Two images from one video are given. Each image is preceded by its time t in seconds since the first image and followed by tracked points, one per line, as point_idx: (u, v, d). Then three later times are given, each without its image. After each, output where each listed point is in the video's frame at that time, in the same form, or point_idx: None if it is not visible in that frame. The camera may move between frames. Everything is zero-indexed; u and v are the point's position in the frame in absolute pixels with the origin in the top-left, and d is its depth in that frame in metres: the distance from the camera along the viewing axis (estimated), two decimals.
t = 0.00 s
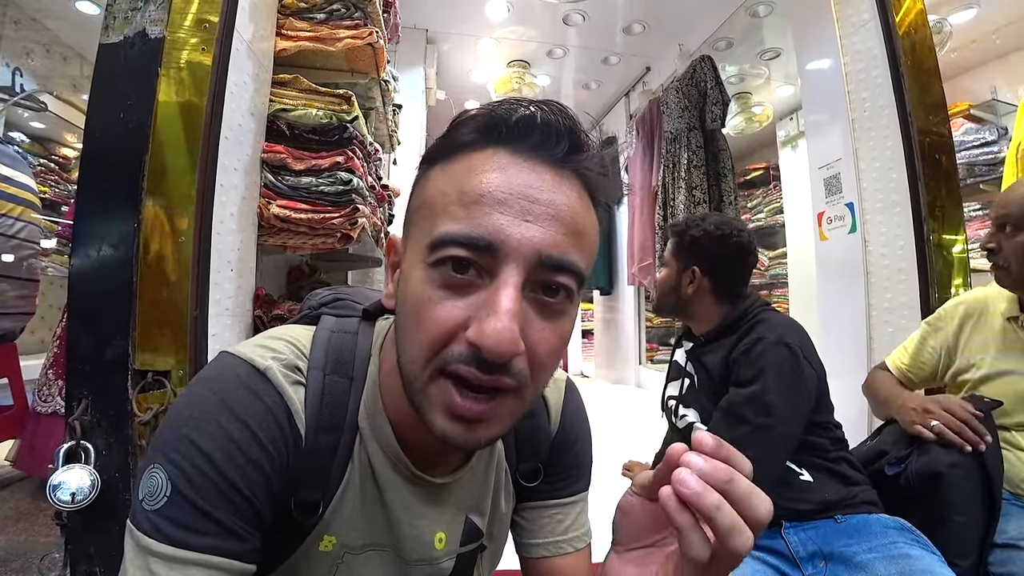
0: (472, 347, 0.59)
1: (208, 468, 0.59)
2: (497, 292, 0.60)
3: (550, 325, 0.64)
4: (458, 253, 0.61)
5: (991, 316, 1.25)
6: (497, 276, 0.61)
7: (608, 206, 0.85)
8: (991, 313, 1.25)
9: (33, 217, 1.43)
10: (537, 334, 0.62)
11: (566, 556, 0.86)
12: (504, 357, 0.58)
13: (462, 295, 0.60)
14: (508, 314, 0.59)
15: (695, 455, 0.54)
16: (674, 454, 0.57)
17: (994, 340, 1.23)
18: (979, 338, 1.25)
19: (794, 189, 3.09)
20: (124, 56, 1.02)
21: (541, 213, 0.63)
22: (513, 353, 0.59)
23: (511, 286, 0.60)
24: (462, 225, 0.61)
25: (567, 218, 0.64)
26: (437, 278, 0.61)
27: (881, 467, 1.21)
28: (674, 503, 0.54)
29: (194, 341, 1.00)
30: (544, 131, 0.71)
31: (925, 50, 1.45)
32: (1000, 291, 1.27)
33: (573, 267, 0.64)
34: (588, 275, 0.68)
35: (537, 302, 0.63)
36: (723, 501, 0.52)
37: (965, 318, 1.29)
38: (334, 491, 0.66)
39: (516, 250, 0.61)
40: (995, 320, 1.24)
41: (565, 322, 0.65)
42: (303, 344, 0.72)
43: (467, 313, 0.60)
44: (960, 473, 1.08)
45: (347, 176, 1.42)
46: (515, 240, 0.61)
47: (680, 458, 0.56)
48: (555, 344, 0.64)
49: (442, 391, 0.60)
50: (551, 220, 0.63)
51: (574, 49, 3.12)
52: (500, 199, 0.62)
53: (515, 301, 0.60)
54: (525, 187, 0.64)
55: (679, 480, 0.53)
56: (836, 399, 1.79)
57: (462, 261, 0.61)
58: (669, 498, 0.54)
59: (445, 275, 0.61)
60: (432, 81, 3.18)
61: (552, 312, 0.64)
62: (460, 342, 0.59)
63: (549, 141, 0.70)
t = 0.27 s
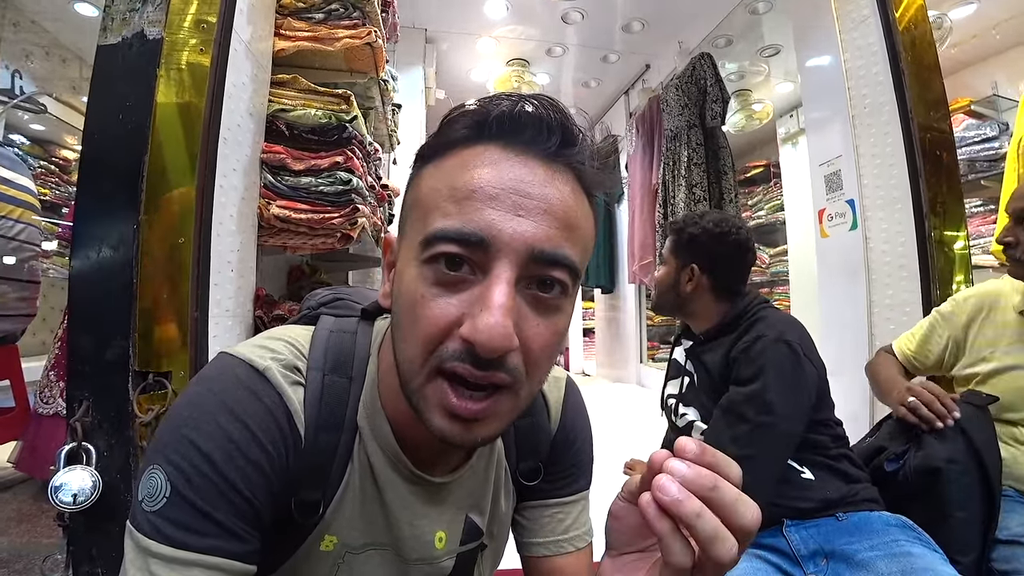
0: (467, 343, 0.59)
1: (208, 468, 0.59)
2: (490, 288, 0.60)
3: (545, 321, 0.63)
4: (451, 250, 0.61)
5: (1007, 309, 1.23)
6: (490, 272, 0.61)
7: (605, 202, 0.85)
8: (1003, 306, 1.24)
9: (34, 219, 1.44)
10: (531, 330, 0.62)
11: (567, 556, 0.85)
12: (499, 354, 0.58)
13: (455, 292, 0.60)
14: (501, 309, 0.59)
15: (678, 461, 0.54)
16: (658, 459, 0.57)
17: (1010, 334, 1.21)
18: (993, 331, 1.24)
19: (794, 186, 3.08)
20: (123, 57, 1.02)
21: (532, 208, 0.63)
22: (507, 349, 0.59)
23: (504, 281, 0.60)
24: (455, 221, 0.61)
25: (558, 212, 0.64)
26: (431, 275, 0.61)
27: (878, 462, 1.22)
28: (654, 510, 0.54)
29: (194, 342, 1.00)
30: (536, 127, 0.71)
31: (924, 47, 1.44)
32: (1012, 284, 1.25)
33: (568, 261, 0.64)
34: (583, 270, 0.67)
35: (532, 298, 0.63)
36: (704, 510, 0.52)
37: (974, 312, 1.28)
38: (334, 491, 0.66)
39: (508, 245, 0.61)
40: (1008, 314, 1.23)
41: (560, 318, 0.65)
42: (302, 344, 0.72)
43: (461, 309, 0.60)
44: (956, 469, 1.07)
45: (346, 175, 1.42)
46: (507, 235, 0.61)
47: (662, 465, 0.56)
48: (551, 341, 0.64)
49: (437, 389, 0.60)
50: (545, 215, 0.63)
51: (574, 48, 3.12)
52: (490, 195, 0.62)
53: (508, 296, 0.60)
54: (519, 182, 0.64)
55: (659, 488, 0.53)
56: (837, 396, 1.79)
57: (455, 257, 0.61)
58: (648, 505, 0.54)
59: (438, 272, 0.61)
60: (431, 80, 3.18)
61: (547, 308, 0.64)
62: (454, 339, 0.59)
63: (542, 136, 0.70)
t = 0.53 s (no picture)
0: (467, 344, 0.59)
1: (208, 468, 0.59)
2: (490, 287, 0.60)
3: (546, 321, 0.63)
4: (450, 249, 0.61)
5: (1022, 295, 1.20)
6: (490, 271, 0.60)
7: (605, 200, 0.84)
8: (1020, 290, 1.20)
9: (34, 218, 1.44)
10: (531, 329, 0.62)
11: (568, 555, 0.85)
12: (499, 353, 0.58)
13: (455, 292, 0.60)
14: (501, 309, 0.59)
15: (671, 464, 0.54)
16: (651, 462, 0.57)
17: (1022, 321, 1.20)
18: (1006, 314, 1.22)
19: (795, 184, 3.08)
20: (123, 56, 1.02)
21: (532, 207, 0.62)
22: (507, 348, 0.59)
23: (504, 280, 0.60)
24: (454, 221, 0.61)
25: (558, 212, 0.64)
26: (430, 275, 0.61)
27: (877, 459, 1.22)
28: (645, 512, 0.54)
29: (195, 341, 1.00)
30: (535, 125, 0.70)
31: (926, 44, 1.45)
32: None
33: (568, 260, 0.64)
34: (583, 269, 0.67)
35: (532, 297, 0.62)
36: (696, 514, 0.53)
37: (989, 288, 1.25)
38: (335, 490, 0.66)
39: (507, 244, 0.60)
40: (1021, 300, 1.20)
41: (560, 317, 0.65)
42: (302, 343, 0.72)
43: (461, 309, 0.60)
44: (956, 468, 1.08)
45: (347, 174, 1.42)
46: (506, 234, 0.60)
47: (655, 467, 0.56)
48: (551, 340, 0.64)
49: (437, 389, 0.60)
50: (546, 214, 0.63)
51: (574, 46, 3.11)
52: (490, 194, 0.62)
53: (508, 295, 0.60)
54: (516, 181, 0.63)
55: (652, 491, 0.53)
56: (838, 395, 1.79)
57: (455, 257, 0.61)
58: (638, 508, 0.54)
59: (437, 271, 0.61)
60: (432, 79, 3.18)
61: (547, 307, 0.63)
62: (454, 339, 0.59)
63: (541, 134, 0.70)
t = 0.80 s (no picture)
0: (484, 345, 0.59)
1: (210, 467, 0.59)
2: (505, 288, 0.60)
3: (557, 318, 0.64)
4: (463, 251, 0.60)
5: None
6: (505, 272, 0.61)
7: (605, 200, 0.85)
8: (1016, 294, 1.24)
9: (33, 216, 1.43)
10: (544, 328, 0.62)
11: (568, 555, 0.85)
12: (518, 353, 0.59)
13: (468, 294, 0.60)
14: (520, 309, 0.59)
15: (669, 464, 0.54)
16: (650, 462, 0.58)
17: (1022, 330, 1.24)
18: (1008, 323, 1.26)
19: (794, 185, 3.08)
20: (123, 54, 1.02)
21: (544, 208, 0.63)
22: (525, 348, 0.59)
23: (519, 281, 0.60)
24: (466, 223, 0.61)
25: (567, 212, 0.64)
26: (443, 277, 0.61)
27: (874, 460, 1.23)
28: (643, 512, 0.54)
29: (195, 340, 1.00)
30: (538, 125, 0.71)
31: (926, 46, 1.45)
32: None
33: (578, 259, 0.64)
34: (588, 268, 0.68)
35: (545, 296, 0.63)
36: (694, 513, 0.53)
37: (990, 295, 1.27)
38: (336, 490, 0.66)
39: (521, 246, 0.61)
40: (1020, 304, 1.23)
41: (565, 318, 0.65)
42: (303, 343, 0.72)
43: (477, 311, 0.59)
44: (948, 468, 1.08)
45: (348, 174, 1.41)
46: (513, 236, 0.60)
47: (653, 467, 0.56)
48: (559, 337, 0.65)
49: (453, 391, 0.60)
50: (551, 214, 0.63)
51: (575, 46, 3.11)
52: (501, 195, 0.62)
53: (525, 295, 0.60)
54: (527, 181, 0.64)
55: (648, 491, 0.53)
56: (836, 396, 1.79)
57: (470, 259, 0.61)
58: (636, 507, 0.54)
59: (450, 274, 0.61)
60: (432, 78, 3.18)
61: (558, 305, 0.64)
62: (471, 341, 0.59)
63: (544, 134, 0.70)
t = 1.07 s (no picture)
0: (519, 343, 0.59)
1: (209, 467, 0.59)
2: (537, 285, 0.60)
3: (571, 308, 0.65)
4: (492, 253, 0.59)
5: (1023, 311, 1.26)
6: (532, 271, 0.60)
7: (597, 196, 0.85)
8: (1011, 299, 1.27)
9: (32, 214, 1.43)
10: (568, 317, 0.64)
11: (569, 555, 0.85)
12: (553, 347, 0.60)
13: (496, 295, 0.59)
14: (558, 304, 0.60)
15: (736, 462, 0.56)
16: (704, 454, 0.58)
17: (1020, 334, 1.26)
18: (1006, 329, 1.28)
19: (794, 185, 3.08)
20: (123, 52, 1.02)
21: (564, 205, 0.64)
22: (560, 343, 0.60)
23: (550, 277, 0.61)
24: (491, 223, 0.60)
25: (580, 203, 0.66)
26: (468, 281, 0.59)
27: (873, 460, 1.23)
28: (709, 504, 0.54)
29: (195, 338, 1.00)
30: (538, 124, 0.71)
31: (926, 45, 1.45)
32: None
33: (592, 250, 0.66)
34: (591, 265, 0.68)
35: (566, 288, 0.65)
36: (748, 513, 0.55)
37: (991, 303, 1.28)
38: (335, 489, 0.66)
39: (549, 242, 0.61)
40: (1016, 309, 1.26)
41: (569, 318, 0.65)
42: (301, 342, 0.72)
43: (508, 311, 0.59)
44: (946, 468, 1.08)
45: (348, 173, 1.42)
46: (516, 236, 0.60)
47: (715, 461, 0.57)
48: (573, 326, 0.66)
49: (487, 392, 0.59)
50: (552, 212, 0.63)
51: (575, 45, 3.11)
52: (525, 195, 0.61)
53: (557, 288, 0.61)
54: (540, 179, 0.64)
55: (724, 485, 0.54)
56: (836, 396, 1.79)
57: (496, 260, 0.60)
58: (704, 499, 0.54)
59: (475, 276, 0.59)
60: (431, 78, 3.18)
61: (572, 295, 0.66)
62: (503, 341, 0.59)
63: (546, 133, 0.70)
